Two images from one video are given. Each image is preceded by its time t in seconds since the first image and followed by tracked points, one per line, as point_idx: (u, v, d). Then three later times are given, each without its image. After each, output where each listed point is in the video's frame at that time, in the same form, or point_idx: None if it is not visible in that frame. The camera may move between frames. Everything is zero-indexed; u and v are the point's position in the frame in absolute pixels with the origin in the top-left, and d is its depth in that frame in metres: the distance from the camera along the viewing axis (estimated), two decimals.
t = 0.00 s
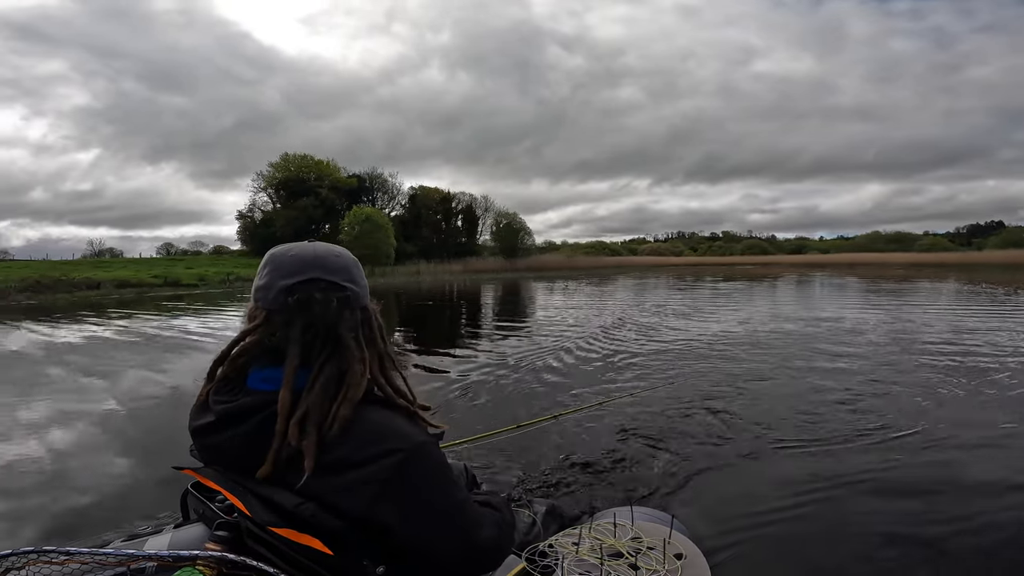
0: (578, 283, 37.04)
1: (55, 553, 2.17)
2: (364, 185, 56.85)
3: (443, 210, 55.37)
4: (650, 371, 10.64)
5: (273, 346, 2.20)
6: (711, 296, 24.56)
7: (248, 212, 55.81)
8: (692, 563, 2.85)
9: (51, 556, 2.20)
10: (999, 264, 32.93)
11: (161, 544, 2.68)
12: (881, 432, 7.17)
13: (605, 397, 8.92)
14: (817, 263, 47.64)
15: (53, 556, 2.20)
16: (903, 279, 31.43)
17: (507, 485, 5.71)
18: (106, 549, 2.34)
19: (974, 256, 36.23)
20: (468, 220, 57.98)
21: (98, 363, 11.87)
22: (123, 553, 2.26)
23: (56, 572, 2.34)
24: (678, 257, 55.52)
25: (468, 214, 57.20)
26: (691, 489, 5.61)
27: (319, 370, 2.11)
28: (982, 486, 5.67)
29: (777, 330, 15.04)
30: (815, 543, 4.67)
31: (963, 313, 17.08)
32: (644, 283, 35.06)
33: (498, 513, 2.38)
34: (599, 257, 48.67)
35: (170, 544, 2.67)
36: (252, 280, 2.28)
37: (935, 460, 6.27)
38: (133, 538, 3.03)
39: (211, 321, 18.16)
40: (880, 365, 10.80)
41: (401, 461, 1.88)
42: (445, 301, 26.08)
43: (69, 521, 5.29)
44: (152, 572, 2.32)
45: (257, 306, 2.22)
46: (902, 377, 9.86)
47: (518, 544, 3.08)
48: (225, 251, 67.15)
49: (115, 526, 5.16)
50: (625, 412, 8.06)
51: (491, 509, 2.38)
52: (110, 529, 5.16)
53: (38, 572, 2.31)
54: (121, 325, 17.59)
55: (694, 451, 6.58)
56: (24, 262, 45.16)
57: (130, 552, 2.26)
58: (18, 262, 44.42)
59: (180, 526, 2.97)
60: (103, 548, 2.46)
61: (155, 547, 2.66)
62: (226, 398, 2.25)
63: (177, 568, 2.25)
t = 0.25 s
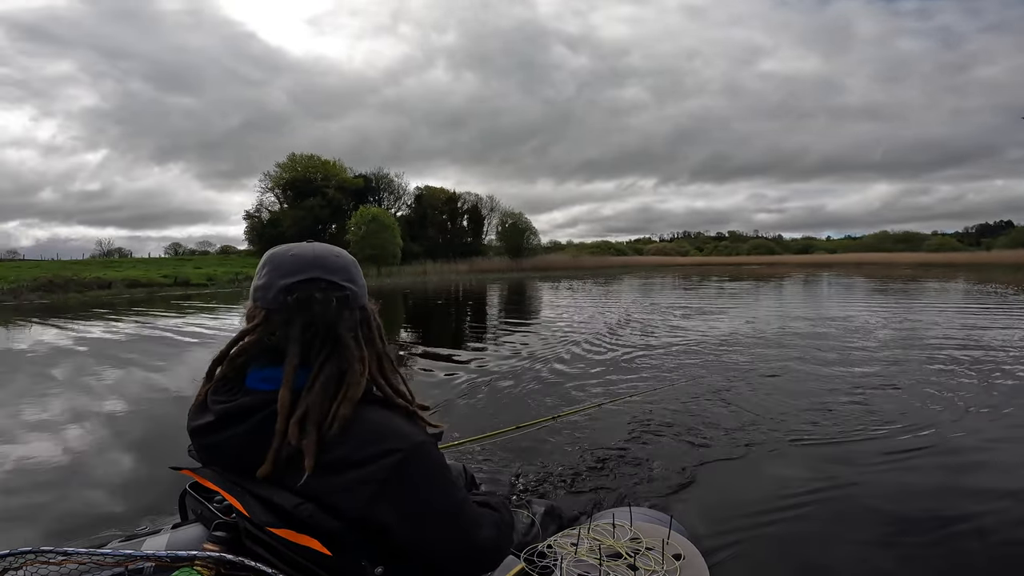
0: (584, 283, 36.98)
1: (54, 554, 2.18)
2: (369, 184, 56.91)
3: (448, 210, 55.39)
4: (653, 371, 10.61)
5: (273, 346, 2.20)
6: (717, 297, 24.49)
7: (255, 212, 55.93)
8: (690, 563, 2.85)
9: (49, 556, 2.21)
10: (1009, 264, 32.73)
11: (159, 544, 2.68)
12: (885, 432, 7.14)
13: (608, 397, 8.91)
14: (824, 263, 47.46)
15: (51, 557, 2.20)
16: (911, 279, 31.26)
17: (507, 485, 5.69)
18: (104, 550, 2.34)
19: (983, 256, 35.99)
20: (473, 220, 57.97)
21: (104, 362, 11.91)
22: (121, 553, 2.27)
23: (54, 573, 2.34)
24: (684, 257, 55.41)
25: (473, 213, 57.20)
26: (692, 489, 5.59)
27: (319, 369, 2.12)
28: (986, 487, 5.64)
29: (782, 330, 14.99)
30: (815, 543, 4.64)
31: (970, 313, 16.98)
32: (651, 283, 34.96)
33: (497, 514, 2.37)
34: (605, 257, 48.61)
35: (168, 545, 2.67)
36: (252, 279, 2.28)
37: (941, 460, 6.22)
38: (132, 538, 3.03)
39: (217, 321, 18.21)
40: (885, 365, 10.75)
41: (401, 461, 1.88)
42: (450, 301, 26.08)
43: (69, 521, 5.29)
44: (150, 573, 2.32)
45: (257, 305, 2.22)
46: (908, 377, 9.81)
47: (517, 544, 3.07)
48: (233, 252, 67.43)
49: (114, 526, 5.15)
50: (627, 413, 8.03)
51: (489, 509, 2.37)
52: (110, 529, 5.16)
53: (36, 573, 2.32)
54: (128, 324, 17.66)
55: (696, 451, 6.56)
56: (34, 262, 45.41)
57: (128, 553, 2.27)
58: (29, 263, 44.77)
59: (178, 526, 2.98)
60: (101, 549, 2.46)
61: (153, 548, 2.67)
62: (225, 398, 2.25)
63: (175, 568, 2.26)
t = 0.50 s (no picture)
0: (590, 283, 36.90)
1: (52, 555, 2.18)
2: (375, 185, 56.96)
3: (454, 210, 55.41)
4: (657, 371, 10.58)
5: (269, 346, 2.22)
6: (723, 296, 24.40)
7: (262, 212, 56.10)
8: (689, 564, 2.84)
9: (47, 557, 2.21)
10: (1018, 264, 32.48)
11: (158, 545, 2.69)
12: (890, 432, 7.10)
13: (611, 396, 8.89)
14: (831, 262, 47.23)
15: (50, 557, 2.21)
16: (919, 279, 31.06)
17: (507, 486, 5.68)
18: (103, 550, 2.35)
19: (992, 256, 35.73)
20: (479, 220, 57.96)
21: (111, 362, 11.95)
22: (120, 554, 2.27)
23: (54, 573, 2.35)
24: (689, 257, 55.24)
25: (479, 213, 57.20)
26: (694, 489, 5.56)
27: (312, 371, 2.12)
28: (991, 486, 5.60)
29: (788, 330, 14.92)
30: (816, 543, 4.61)
31: (978, 313, 16.86)
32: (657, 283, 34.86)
33: (496, 514, 2.37)
34: (610, 256, 48.53)
35: (167, 545, 2.68)
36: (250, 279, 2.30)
37: (947, 459, 6.19)
38: (131, 539, 3.04)
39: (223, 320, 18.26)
40: (892, 365, 10.69)
41: (399, 462, 1.88)
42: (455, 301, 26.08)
43: (69, 521, 5.29)
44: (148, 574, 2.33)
45: (253, 305, 2.24)
46: (914, 377, 9.76)
47: (517, 545, 3.06)
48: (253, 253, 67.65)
49: (114, 526, 5.15)
50: (629, 413, 8.00)
51: (488, 509, 2.37)
52: (110, 530, 5.16)
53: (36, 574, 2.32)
54: (135, 323, 17.73)
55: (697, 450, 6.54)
56: (44, 262, 45.67)
57: (127, 554, 2.27)
58: (38, 263, 45.02)
59: (177, 527, 2.98)
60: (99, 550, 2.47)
61: (152, 548, 2.67)
62: (223, 399, 2.25)
63: (174, 569, 2.27)
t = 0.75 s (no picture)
0: (594, 283, 36.86)
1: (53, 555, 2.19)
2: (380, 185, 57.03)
3: (459, 210, 55.44)
4: (661, 370, 10.56)
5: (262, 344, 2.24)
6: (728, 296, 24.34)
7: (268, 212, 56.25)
8: (690, 563, 2.84)
9: (48, 558, 2.22)
10: None
11: (158, 545, 2.69)
12: (895, 431, 7.06)
13: (614, 396, 8.86)
14: (836, 262, 47.06)
15: (51, 558, 2.22)
16: (925, 279, 30.89)
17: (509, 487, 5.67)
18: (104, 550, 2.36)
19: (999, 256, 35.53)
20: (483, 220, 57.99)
21: (117, 362, 12.00)
22: (120, 554, 2.28)
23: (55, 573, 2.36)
24: (694, 257, 55.11)
25: (483, 214, 57.23)
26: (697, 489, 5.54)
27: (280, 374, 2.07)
28: (996, 485, 5.57)
29: (793, 330, 14.88)
30: (816, 543, 4.59)
31: (984, 313, 16.77)
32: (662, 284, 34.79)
33: (496, 514, 2.37)
34: (615, 257, 48.45)
35: (167, 546, 2.68)
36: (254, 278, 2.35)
37: (952, 459, 6.15)
38: (132, 539, 3.05)
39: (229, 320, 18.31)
40: (897, 364, 10.64)
41: (399, 463, 1.89)
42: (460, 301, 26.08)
43: (70, 521, 5.31)
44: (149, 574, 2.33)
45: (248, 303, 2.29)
46: (919, 377, 9.71)
47: (517, 545, 3.05)
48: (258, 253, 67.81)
49: (116, 527, 5.16)
50: (632, 412, 7.98)
51: (489, 510, 2.37)
52: (112, 530, 5.17)
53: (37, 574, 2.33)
54: (141, 323, 17.80)
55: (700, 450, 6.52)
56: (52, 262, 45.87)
57: (128, 555, 2.28)
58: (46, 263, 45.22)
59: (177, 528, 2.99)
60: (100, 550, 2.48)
61: (152, 548, 2.68)
62: (223, 399, 2.26)
63: (174, 569, 2.27)
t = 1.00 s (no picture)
0: (597, 283, 36.80)
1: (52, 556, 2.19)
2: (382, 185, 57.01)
3: (461, 210, 55.41)
4: (663, 370, 10.53)
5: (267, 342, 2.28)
6: (730, 296, 24.28)
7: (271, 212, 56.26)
8: (688, 563, 2.84)
9: (47, 558, 2.22)
10: None
11: (157, 545, 2.70)
12: (896, 430, 7.04)
13: (616, 396, 8.85)
14: (840, 262, 46.91)
15: (49, 558, 2.22)
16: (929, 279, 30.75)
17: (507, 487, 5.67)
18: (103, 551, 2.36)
19: (1003, 256, 35.39)
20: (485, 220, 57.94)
21: (119, 361, 12.01)
22: (119, 555, 2.28)
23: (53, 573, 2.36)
24: (697, 257, 54.99)
25: (485, 213, 57.19)
26: (697, 488, 5.52)
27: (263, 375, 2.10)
28: (997, 484, 5.55)
29: (795, 329, 14.84)
30: (816, 542, 4.55)
31: (988, 313, 16.70)
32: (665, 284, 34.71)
33: (496, 515, 2.37)
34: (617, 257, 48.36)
35: (166, 546, 2.69)
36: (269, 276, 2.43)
37: (953, 458, 6.14)
38: (131, 539, 3.05)
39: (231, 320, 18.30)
40: (899, 364, 10.61)
41: (398, 464, 1.89)
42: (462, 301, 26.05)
43: (70, 521, 5.31)
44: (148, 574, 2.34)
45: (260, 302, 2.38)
46: (921, 377, 9.68)
47: (517, 545, 3.04)
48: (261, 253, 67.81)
49: (114, 528, 5.17)
50: (633, 412, 7.96)
51: (488, 510, 2.37)
52: (110, 530, 5.17)
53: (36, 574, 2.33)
54: (144, 323, 17.81)
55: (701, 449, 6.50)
56: (56, 262, 45.90)
57: (126, 555, 2.28)
58: (50, 263, 45.25)
59: (176, 528, 2.98)
60: (99, 550, 2.47)
61: (151, 548, 2.68)
62: (220, 401, 2.26)
63: (173, 569, 2.27)
